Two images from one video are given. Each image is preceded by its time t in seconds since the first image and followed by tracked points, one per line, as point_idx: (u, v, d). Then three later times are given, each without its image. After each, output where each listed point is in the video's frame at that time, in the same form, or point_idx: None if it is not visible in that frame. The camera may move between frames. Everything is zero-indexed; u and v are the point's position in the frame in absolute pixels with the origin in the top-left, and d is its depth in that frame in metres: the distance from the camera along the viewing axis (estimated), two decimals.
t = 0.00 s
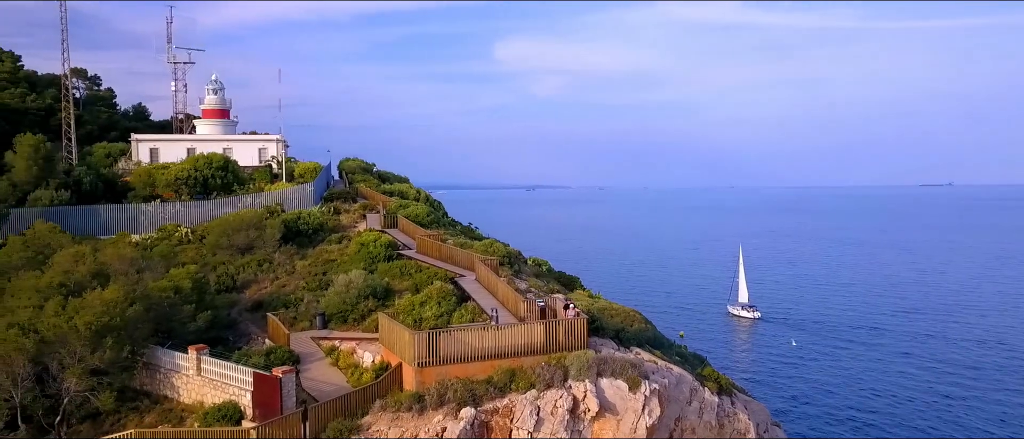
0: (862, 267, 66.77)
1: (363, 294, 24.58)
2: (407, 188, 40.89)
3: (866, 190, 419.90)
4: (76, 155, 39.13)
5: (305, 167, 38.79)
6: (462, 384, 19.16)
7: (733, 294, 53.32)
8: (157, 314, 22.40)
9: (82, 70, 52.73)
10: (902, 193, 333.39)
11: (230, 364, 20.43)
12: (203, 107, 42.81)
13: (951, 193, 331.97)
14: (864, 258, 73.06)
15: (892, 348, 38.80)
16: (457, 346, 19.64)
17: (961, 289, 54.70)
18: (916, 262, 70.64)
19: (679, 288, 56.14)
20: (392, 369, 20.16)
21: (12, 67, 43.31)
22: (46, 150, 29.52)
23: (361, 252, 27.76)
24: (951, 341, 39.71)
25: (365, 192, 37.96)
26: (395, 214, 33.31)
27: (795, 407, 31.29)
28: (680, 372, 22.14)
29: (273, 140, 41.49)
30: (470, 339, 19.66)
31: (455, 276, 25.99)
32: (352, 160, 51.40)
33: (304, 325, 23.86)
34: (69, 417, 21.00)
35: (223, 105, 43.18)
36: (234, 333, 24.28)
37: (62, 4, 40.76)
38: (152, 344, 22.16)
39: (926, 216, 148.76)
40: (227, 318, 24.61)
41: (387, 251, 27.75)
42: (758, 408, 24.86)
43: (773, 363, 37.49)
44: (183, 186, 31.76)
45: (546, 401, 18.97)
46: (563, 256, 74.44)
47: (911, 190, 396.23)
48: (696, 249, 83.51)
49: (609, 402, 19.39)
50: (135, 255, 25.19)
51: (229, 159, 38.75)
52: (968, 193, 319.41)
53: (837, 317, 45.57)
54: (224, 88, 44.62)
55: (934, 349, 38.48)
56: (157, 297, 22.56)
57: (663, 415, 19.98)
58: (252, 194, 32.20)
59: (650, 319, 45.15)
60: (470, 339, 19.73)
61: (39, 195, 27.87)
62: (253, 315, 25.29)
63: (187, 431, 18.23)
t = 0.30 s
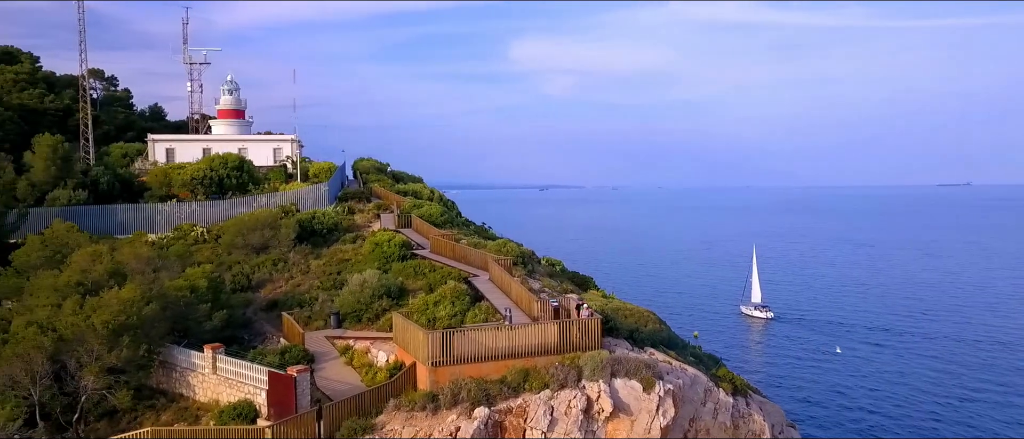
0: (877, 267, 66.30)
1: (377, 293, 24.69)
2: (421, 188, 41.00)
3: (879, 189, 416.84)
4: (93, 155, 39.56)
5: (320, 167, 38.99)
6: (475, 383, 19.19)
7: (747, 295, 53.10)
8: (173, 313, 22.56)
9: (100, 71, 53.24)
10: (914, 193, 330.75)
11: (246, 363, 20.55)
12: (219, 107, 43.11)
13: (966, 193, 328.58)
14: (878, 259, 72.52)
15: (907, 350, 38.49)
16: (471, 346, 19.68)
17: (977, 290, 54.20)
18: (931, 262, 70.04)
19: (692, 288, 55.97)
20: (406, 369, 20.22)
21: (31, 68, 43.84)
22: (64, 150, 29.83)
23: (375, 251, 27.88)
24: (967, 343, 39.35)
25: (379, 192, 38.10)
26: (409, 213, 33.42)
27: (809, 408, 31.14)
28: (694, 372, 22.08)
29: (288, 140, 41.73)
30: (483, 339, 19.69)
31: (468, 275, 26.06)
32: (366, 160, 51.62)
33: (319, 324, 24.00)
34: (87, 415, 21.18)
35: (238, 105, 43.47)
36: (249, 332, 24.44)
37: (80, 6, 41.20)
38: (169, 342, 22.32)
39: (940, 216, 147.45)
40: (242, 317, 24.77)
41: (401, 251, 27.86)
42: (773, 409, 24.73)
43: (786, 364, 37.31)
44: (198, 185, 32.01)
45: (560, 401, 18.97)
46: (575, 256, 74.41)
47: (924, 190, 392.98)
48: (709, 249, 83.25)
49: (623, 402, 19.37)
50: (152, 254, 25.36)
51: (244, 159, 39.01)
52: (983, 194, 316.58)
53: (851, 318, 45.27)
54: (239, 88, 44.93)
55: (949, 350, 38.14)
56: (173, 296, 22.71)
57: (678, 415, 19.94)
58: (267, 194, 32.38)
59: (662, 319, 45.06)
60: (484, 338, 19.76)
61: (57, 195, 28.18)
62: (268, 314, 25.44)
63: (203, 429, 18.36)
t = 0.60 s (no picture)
0: (892, 268, 65.78)
1: (392, 293, 24.78)
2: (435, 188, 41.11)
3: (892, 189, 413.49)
4: (111, 155, 39.96)
5: (335, 166, 39.18)
6: (489, 382, 19.23)
7: (760, 295, 52.88)
8: (190, 312, 22.76)
9: (117, 71, 53.78)
10: (928, 193, 328.02)
11: (261, 362, 20.67)
12: (234, 107, 43.41)
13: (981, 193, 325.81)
14: (893, 260, 71.95)
15: (923, 351, 38.15)
16: (484, 345, 19.71)
17: (994, 291, 53.64)
18: (948, 263, 69.39)
19: (705, 288, 55.80)
20: (420, 368, 20.28)
21: (50, 68, 44.36)
22: (82, 149, 30.15)
23: (390, 251, 27.99)
24: (984, 345, 38.96)
25: (393, 191, 38.22)
26: (423, 213, 33.53)
27: (823, 409, 30.97)
28: (709, 372, 22.01)
29: (302, 140, 41.94)
30: (497, 339, 19.71)
31: (482, 275, 26.11)
32: (381, 160, 51.78)
33: (334, 323, 24.13)
34: (105, 412, 21.39)
35: (253, 105, 43.73)
36: (264, 331, 24.59)
37: (98, 7, 41.62)
38: (185, 341, 22.50)
39: (956, 216, 146.15)
40: (258, 316, 24.93)
41: (415, 250, 27.96)
42: (789, 410, 24.61)
43: (799, 364, 37.13)
44: (214, 185, 32.25)
45: (574, 401, 18.97)
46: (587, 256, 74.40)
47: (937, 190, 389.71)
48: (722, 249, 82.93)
49: (638, 402, 19.35)
50: (168, 253, 25.57)
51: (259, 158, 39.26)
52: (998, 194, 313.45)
53: (866, 319, 44.97)
54: (254, 88, 45.19)
55: (966, 352, 37.79)
56: (190, 295, 22.89)
57: (692, 416, 19.91)
58: (282, 194, 32.59)
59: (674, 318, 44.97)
60: (497, 338, 19.78)
61: (76, 194, 28.51)
62: (283, 313, 25.60)
63: (219, 428, 18.51)
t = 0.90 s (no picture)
0: (908, 269, 65.31)
1: (407, 292, 24.90)
2: (450, 187, 41.23)
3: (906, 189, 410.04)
4: (128, 155, 40.33)
5: (350, 166, 39.38)
6: (504, 382, 19.26)
7: (775, 295, 52.63)
8: (206, 310, 22.96)
9: (134, 72, 54.31)
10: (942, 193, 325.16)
11: (277, 360, 20.80)
12: (250, 107, 43.69)
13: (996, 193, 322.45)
14: (909, 260, 71.40)
15: (940, 353, 37.84)
16: (499, 345, 19.75)
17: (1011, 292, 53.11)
18: (964, 264, 68.78)
19: (719, 288, 55.62)
20: (435, 367, 20.34)
21: (68, 69, 44.87)
22: (100, 149, 30.46)
23: (405, 250, 28.10)
24: (1001, 347, 38.57)
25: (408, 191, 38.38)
26: (438, 212, 33.66)
27: (838, 411, 30.82)
28: (724, 373, 21.96)
29: (318, 140, 42.19)
30: (512, 338, 19.75)
31: (497, 274, 26.18)
32: (395, 160, 52.01)
33: (349, 322, 24.26)
34: (123, 409, 21.60)
35: (269, 105, 44.01)
36: (280, 330, 24.74)
37: (117, 7, 42.09)
38: (202, 339, 22.69)
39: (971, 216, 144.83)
40: (274, 315, 25.11)
41: (430, 250, 28.06)
42: (805, 410, 24.49)
43: (814, 365, 36.94)
44: (231, 185, 32.46)
45: (588, 400, 18.96)
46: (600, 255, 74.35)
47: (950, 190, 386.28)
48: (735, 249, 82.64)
49: (653, 402, 19.32)
50: (185, 252, 25.80)
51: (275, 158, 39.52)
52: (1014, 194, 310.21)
53: (881, 320, 44.66)
54: (270, 88, 45.48)
55: (982, 354, 37.44)
56: (206, 293, 23.09)
57: (708, 416, 19.87)
58: (298, 194, 32.80)
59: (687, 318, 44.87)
60: (512, 337, 19.82)
61: (94, 193, 28.84)
62: (298, 312, 25.75)
63: (236, 426, 18.64)
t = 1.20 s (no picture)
0: (924, 269, 64.79)
1: (422, 291, 25.00)
2: (465, 187, 41.32)
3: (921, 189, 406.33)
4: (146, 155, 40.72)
5: (365, 166, 39.58)
6: (519, 381, 19.29)
7: (789, 295, 52.36)
8: (223, 308, 23.14)
9: (151, 72, 54.84)
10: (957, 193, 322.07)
11: (294, 358, 20.93)
12: (267, 107, 43.98)
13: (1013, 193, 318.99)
14: (925, 261, 70.82)
15: (957, 354, 37.52)
16: (513, 344, 19.78)
17: None
18: (981, 264, 68.12)
19: (733, 288, 55.42)
20: (450, 365, 20.40)
21: (87, 70, 45.37)
22: (118, 149, 30.78)
23: (420, 249, 28.21)
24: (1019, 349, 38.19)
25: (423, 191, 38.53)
26: (452, 212, 33.75)
27: (854, 412, 30.64)
28: (740, 373, 21.89)
29: (334, 140, 42.44)
30: (527, 337, 19.78)
31: (511, 274, 26.23)
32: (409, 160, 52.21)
33: (364, 321, 24.38)
34: (141, 407, 21.78)
35: (285, 105, 44.29)
36: (296, 328, 24.89)
37: (135, 8, 42.57)
38: (219, 337, 22.85)
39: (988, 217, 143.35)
40: (290, 313, 25.26)
41: (445, 249, 28.16)
42: (822, 411, 24.38)
43: (829, 366, 36.72)
44: (247, 184, 32.69)
45: (604, 400, 18.96)
46: (612, 255, 74.28)
47: (965, 190, 382.47)
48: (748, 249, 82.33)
49: (668, 402, 19.29)
50: (202, 250, 26.02)
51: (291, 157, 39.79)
52: None
53: (897, 321, 44.32)
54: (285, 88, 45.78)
55: (1000, 356, 37.09)
56: (223, 292, 23.27)
57: (724, 416, 19.83)
58: (314, 193, 33.00)
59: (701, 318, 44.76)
60: (527, 336, 19.84)
61: (112, 192, 29.15)
62: (314, 311, 25.89)
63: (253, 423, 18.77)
